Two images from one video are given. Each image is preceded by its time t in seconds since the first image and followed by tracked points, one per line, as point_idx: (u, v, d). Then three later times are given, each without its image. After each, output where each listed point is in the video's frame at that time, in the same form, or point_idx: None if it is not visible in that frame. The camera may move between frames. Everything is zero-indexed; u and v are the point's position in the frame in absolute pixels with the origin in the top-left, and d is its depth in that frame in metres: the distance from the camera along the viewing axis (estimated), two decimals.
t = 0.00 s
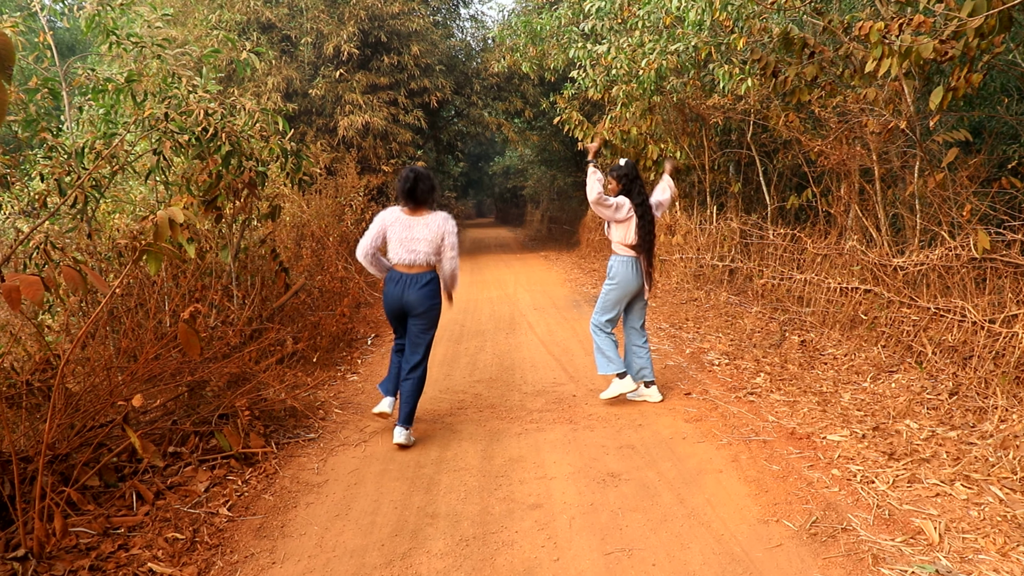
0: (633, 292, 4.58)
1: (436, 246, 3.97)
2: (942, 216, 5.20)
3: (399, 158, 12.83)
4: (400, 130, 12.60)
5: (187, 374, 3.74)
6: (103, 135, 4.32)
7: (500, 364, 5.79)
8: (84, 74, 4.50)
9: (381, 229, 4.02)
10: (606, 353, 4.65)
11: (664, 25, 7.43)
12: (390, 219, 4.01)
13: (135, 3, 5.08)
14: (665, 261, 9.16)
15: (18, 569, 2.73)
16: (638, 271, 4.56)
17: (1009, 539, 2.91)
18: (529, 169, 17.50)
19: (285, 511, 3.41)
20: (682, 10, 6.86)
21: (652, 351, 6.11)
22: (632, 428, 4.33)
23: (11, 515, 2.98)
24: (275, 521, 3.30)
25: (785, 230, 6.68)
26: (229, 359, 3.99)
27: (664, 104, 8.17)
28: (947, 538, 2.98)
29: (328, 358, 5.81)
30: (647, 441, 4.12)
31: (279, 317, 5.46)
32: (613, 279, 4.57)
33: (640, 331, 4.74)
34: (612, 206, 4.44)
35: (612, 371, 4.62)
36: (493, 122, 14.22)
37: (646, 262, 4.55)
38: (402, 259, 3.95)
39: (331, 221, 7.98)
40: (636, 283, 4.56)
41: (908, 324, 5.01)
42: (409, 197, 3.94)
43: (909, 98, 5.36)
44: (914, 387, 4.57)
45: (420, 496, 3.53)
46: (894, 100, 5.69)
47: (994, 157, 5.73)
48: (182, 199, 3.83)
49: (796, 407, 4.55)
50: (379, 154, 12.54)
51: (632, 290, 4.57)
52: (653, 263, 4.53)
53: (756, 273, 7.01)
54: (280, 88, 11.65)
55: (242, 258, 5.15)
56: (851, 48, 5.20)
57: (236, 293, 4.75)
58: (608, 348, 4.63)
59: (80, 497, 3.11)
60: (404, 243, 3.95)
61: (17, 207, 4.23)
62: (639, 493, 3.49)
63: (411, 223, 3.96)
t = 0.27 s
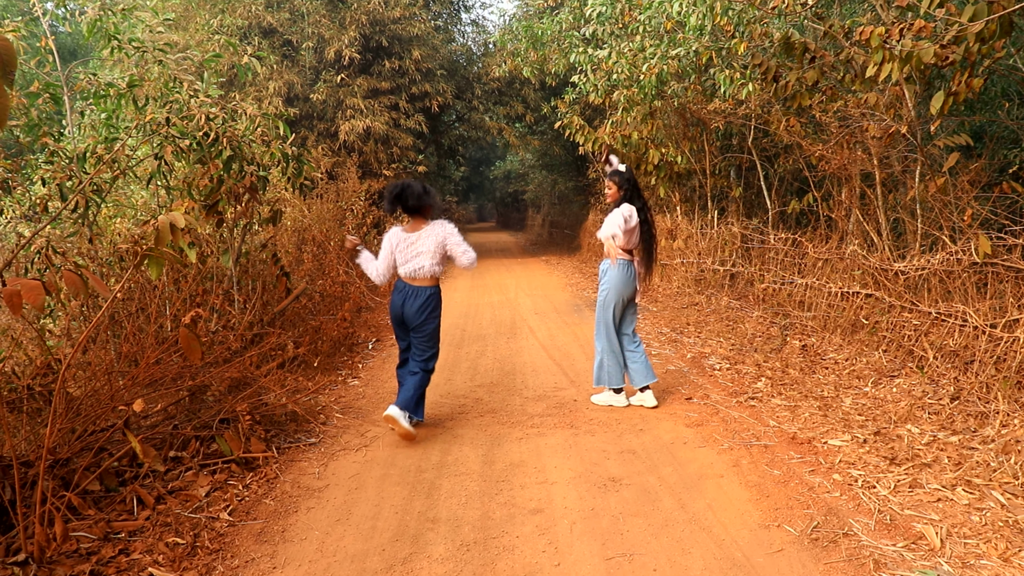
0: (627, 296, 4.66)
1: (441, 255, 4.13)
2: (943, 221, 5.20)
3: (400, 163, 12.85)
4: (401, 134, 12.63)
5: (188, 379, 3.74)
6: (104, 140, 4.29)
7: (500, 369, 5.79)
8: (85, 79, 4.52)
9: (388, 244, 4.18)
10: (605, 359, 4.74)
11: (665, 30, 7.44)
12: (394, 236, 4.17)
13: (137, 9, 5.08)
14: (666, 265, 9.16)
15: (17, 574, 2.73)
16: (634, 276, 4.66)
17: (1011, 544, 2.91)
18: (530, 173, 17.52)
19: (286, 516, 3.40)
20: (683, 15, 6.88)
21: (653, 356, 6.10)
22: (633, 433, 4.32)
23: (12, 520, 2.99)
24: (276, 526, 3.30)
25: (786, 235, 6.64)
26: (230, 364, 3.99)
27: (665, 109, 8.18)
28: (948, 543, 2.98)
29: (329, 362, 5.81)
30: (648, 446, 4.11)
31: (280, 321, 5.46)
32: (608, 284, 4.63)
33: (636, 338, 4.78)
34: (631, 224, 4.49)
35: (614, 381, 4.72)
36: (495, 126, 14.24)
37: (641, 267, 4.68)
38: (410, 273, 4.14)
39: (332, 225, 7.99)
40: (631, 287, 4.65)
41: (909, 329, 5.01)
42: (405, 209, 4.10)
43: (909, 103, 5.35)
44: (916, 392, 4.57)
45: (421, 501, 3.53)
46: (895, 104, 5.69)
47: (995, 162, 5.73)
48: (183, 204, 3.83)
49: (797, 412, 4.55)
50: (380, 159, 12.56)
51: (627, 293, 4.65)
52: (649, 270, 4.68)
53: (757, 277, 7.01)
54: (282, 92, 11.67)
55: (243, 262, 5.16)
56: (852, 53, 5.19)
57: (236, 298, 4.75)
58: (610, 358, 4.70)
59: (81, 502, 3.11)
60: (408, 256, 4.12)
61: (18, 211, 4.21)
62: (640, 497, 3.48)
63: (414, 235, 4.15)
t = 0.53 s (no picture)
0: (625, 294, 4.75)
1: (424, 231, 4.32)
2: (943, 223, 5.20)
3: (400, 165, 12.86)
4: (402, 137, 12.65)
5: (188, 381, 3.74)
6: (104, 142, 4.29)
7: (501, 371, 5.79)
8: (85, 82, 4.51)
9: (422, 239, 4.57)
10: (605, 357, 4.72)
11: (665, 32, 7.44)
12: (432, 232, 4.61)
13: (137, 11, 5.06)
14: (666, 267, 9.17)
15: None
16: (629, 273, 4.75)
17: (1012, 546, 2.90)
18: (530, 175, 17.53)
19: (286, 518, 3.40)
20: (683, 17, 6.88)
21: (653, 358, 6.10)
22: (633, 435, 4.32)
23: (12, 523, 2.99)
24: (276, 529, 3.30)
25: (786, 236, 6.64)
26: (230, 366, 3.99)
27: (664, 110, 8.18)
28: (949, 545, 2.97)
29: (329, 364, 5.80)
30: (648, 448, 4.11)
31: (280, 324, 5.46)
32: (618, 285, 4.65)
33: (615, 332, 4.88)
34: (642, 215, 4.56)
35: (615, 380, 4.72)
36: (495, 129, 14.25)
37: (632, 261, 4.76)
38: (419, 263, 4.42)
39: (332, 227, 7.99)
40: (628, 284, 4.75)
41: (910, 330, 5.01)
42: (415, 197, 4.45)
43: (909, 104, 5.36)
44: (916, 394, 4.57)
45: (421, 503, 3.53)
46: (895, 106, 5.69)
47: (994, 163, 5.74)
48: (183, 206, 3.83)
49: (798, 414, 4.55)
50: (380, 161, 12.58)
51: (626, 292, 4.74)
52: (640, 264, 4.76)
53: (758, 279, 7.01)
54: (282, 95, 11.68)
55: (243, 264, 5.16)
56: (852, 55, 5.19)
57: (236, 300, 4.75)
58: (613, 356, 4.69)
59: (81, 505, 3.10)
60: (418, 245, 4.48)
61: (19, 214, 4.18)
62: (640, 499, 3.48)
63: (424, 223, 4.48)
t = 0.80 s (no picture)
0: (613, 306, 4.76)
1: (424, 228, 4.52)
2: (944, 225, 5.20)
3: (401, 166, 12.87)
4: (403, 138, 12.67)
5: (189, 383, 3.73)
6: (105, 143, 4.32)
7: (501, 373, 5.79)
8: (86, 83, 4.51)
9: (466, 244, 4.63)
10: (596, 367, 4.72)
11: (666, 34, 7.44)
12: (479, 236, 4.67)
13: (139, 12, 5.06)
14: (667, 269, 9.17)
15: None
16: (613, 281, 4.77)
17: (1013, 549, 2.90)
18: (531, 176, 17.54)
19: (286, 520, 3.40)
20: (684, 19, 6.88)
21: (654, 360, 6.10)
22: (634, 437, 4.32)
23: (12, 524, 2.99)
24: (276, 530, 3.30)
25: (787, 238, 6.63)
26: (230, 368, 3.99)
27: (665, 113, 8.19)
28: (950, 548, 2.97)
29: (330, 366, 5.80)
30: (649, 450, 4.11)
31: (281, 325, 5.46)
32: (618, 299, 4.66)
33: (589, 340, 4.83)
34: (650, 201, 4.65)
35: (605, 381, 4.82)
36: (497, 130, 14.26)
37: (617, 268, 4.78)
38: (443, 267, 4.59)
39: (333, 228, 7.99)
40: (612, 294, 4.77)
41: (911, 333, 5.01)
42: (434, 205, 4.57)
43: (910, 107, 5.36)
44: (917, 396, 4.56)
45: (421, 505, 3.52)
46: (896, 109, 5.69)
47: (995, 166, 5.75)
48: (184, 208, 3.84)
49: (798, 416, 4.54)
50: (381, 162, 12.59)
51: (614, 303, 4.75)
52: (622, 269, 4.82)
53: (758, 281, 7.00)
54: (283, 96, 11.67)
55: (244, 266, 5.16)
56: (853, 57, 5.19)
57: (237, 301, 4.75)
58: (604, 365, 4.72)
59: (81, 506, 3.10)
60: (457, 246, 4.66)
61: (20, 215, 4.20)
62: (641, 502, 3.48)
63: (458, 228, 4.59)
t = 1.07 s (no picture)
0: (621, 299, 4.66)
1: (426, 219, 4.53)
2: (943, 225, 5.21)
3: (400, 167, 12.87)
4: (402, 140, 12.68)
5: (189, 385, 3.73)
6: (104, 146, 4.31)
7: (501, 374, 5.79)
8: (85, 85, 4.51)
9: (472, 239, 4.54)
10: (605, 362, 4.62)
11: (665, 35, 7.44)
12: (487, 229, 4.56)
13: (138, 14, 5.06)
14: (667, 270, 9.18)
15: None
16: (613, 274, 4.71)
17: (1013, 549, 2.90)
18: (530, 178, 17.55)
19: (286, 522, 3.40)
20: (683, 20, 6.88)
21: (654, 361, 6.10)
22: (634, 438, 4.32)
23: (12, 527, 2.98)
24: (276, 533, 3.30)
25: (787, 239, 6.63)
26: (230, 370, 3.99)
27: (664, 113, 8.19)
28: (950, 548, 2.97)
29: (330, 367, 5.80)
30: (649, 451, 4.11)
31: (280, 327, 5.46)
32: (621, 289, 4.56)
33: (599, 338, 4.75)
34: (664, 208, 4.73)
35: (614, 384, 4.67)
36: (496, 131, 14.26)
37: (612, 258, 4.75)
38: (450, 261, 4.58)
39: (332, 230, 7.99)
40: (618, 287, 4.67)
41: (910, 333, 5.01)
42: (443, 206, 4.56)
43: (908, 107, 5.36)
44: (917, 396, 4.56)
45: (421, 507, 3.52)
46: (894, 109, 5.70)
47: (994, 166, 5.75)
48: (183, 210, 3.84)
49: (798, 416, 4.54)
50: (380, 164, 12.59)
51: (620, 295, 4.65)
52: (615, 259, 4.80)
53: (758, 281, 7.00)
54: (282, 98, 11.67)
55: (243, 268, 5.16)
56: (852, 58, 5.20)
57: (237, 303, 4.75)
58: (613, 360, 4.60)
59: (81, 509, 3.10)
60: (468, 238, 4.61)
61: (19, 218, 4.20)
62: (641, 503, 3.48)
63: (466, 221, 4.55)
